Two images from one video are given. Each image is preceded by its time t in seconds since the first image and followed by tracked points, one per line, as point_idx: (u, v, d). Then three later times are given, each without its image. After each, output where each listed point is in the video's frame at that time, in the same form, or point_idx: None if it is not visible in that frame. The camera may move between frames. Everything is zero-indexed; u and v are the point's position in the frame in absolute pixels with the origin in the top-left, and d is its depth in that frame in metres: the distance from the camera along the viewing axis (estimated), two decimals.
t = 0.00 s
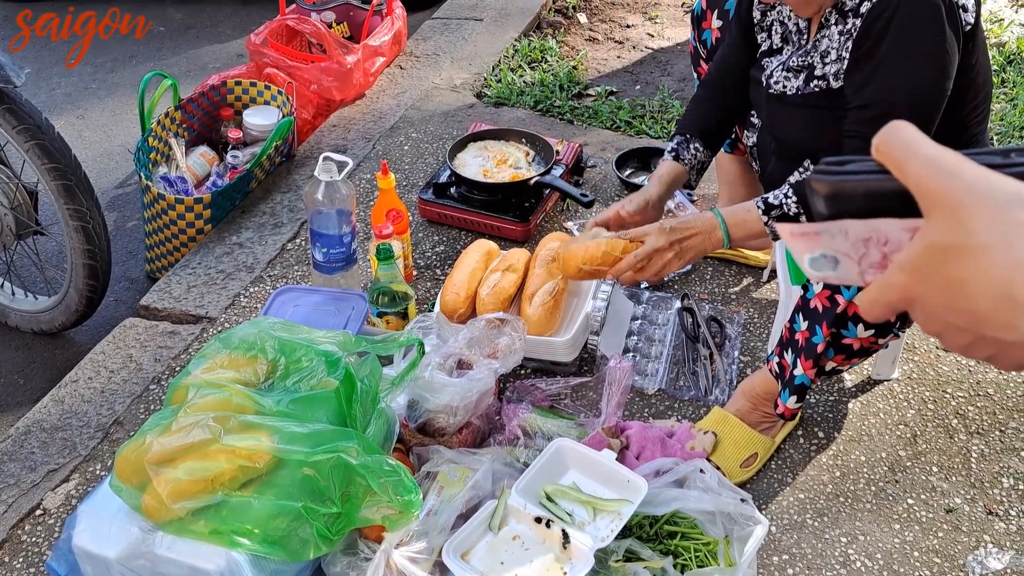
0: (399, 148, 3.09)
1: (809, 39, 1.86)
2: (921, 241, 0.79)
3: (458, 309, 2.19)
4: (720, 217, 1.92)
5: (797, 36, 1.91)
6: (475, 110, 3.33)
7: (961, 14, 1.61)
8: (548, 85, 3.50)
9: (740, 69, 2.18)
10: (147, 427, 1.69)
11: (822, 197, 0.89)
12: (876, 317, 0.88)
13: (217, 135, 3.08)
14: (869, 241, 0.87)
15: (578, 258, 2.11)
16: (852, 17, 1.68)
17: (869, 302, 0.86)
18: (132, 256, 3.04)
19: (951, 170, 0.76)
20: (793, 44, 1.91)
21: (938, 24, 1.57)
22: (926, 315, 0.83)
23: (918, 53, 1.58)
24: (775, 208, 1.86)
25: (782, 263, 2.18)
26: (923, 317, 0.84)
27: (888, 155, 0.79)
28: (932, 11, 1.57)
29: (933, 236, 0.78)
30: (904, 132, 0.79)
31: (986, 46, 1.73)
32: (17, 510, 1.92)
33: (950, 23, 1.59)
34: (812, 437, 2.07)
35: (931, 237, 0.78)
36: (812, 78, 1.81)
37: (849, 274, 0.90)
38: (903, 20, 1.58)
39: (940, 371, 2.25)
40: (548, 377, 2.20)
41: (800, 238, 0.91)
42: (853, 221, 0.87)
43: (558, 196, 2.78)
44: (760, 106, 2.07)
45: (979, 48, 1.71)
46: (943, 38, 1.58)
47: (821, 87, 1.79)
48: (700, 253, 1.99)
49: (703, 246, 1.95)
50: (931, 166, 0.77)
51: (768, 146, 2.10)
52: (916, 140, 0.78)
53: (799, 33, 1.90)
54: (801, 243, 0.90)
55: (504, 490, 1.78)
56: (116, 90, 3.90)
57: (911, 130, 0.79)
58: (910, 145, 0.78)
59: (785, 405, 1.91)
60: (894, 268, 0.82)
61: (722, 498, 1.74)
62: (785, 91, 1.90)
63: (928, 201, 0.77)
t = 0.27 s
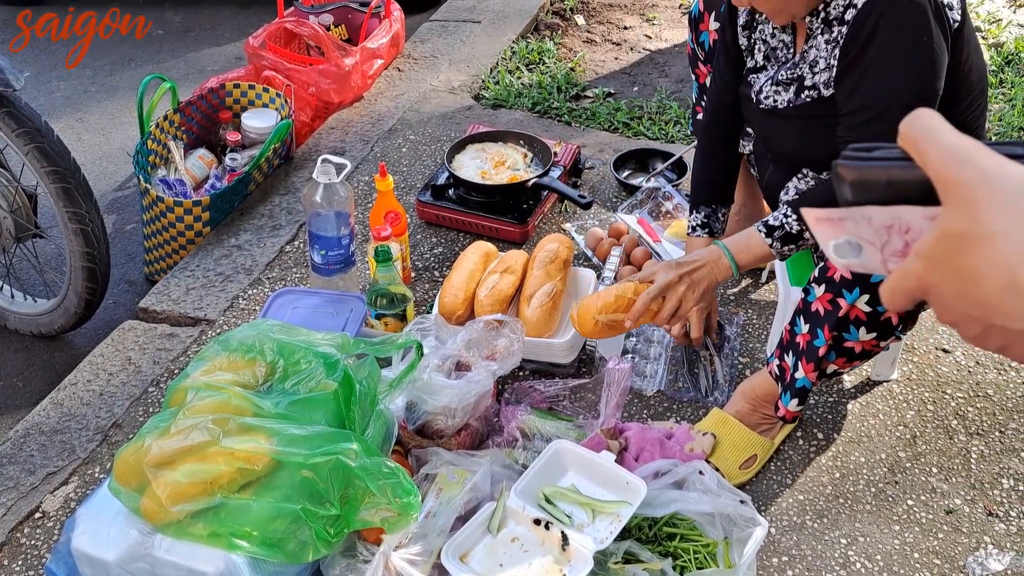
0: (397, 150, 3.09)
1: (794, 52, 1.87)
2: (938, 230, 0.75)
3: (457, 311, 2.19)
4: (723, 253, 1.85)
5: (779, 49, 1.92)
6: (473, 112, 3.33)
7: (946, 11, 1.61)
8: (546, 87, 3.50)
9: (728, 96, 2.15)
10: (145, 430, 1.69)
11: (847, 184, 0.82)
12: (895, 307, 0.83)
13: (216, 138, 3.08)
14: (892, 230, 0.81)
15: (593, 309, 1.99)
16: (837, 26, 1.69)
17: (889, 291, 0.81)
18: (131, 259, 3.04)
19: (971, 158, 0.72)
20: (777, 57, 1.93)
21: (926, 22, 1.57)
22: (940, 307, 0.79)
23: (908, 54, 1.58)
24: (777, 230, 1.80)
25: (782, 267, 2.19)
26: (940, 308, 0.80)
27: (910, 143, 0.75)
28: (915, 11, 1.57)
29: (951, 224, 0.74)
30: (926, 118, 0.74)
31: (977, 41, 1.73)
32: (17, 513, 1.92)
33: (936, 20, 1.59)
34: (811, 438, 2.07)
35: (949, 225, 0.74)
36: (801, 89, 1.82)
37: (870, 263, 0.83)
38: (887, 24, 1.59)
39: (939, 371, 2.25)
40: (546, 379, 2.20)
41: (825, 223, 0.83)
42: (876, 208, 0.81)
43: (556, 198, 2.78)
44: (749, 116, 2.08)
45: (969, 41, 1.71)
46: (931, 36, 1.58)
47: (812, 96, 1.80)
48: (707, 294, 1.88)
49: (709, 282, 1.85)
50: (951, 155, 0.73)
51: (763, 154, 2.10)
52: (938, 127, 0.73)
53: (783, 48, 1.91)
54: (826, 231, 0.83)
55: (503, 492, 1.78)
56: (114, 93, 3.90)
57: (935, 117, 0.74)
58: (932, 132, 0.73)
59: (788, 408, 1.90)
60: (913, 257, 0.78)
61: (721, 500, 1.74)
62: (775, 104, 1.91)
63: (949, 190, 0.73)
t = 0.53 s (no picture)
0: (397, 151, 3.09)
1: (792, 49, 1.87)
2: (945, 231, 0.76)
3: (456, 312, 2.19)
4: (715, 250, 1.85)
5: (777, 44, 1.93)
6: (472, 114, 3.34)
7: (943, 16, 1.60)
8: (545, 89, 3.50)
9: (727, 83, 2.21)
10: (145, 431, 1.69)
11: (853, 186, 0.83)
12: (904, 310, 0.84)
13: (216, 140, 3.08)
14: (901, 233, 0.82)
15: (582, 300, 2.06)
16: (833, 28, 1.70)
17: (898, 293, 0.82)
18: (130, 260, 3.04)
19: (978, 160, 0.74)
20: (776, 56, 1.93)
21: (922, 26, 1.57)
22: (949, 310, 0.79)
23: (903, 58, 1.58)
24: (770, 229, 1.81)
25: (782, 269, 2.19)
26: (950, 311, 0.80)
27: (916, 144, 0.77)
28: (911, 15, 1.57)
29: (958, 226, 0.75)
30: (934, 121, 0.76)
31: (973, 43, 1.73)
32: (16, 515, 1.92)
33: (932, 24, 1.58)
34: (811, 441, 2.06)
35: (956, 227, 0.75)
36: (798, 89, 1.82)
37: (880, 266, 0.84)
38: (883, 26, 1.59)
39: (939, 374, 2.25)
40: (545, 381, 2.20)
41: (833, 226, 0.84)
42: (884, 212, 0.82)
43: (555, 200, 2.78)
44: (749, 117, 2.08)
45: (965, 44, 1.71)
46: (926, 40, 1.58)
47: (808, 97, 1.81)
48: (695, 291, 1.87)
49: (696, 276, 1.85)
50: (957, 157, 0.74)
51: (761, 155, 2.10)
52: (946, 131, 0.75)
53: (780, 42, 1.91)
54: (834, 233, 0.84)
55: (503, 494, 1.78)
56: (114, 95, 3.91)
57: (941, 120, 0.76)
58: (939, 134, 0.75)
59: (790, 411, 1.90)
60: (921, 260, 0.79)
61: (721, 502, 1.73)
62: (774, 103, 1.91)
63: (955, 191, 0.75)
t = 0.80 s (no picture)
0: (397, 154, 3.09)
1: (798, 42, 1.87)
2: (937, 253, 0.76)
3: (456, 314, 2.19)
4: (703, 228, 1.85)
5: (784, 36, 1.93)
6: (472, 116, 3.34)
7: (943, 16, 1.59)
8: (545, 91, 3.50)
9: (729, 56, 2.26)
10: (145, 434, 1.69)
11: (837, 205, 0.86)
12: (893, 326, 0.85)
13: (216, 142, 3.08)
14: (886, 251, 0.82)
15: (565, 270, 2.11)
16: (835, 22, 1.69)
17: (888, 311, 0.83)
18: (131, 263, 3.04)
19: (964, 181, 0.74)
20: (779, 48, 1.93)
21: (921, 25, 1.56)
22: (942, 328, 0.80)
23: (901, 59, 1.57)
24: (761, 215, 1.80)
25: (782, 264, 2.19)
26: (942, 329, 0.81)
27: (901, 163, 0.78)
28: (911, 14, 1.56)
29: (951, 247, 0.75)
30: (918, 139, 0.77)
31: (975, 41, 1.72)
32: (17, 517, 1.92)
33: (931, 23, 1.57)
34: (812, 442, 2.06)
35: (949, 247, 0.75)
36: (799, 84, 1.83)
37: (865, 283, 0.83)
38: (881, 25, 1.58)
39: (940, 376, 2.24)
40: (546, 383, 2.20)
41: (817, 246, 0.81)
42: (869, 230, 0.82)
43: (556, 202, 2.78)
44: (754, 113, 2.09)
45: (967, 42, 1.70)
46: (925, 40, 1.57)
47: (807, 92, 1.81)
48: (679, 267, 1.88)
49: (681, 254, 1.85)
50: (945, 176, 0.74)
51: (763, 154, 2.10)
52: (931, 149, 0.76)
53: (786, 34, 1.92)
54: (819, 254, 0.81)
55: (504, 496, 1.78)
56: (115, 98, 3.91)
57: (926, 138, 0.77)
58: (924, 154, 0.76)
59: (781, 407, 1.91)
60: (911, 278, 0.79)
61: (722, 504, 1.74)
62: (778, 97, 1.90)
63: (945, 210, 0.75)
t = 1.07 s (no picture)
0: (398, 159, 3.10)
1: (791, 39, 1.84)
2: (948, 270, 0.87)
3: (457, 320, 2.19)
4: (670, 184, 1.91)
5: (777, 31, 1.88)
6: (473, 121, 3.34)
7: (919, 21, 1.60)
8: (546, 97, 3.51)
9: None
10: (145, 438, 1.68)
11: (850, 223, 1.01)
12: (905, 342, 0.95)
13: (217, 147, 3.08)
14: (897, 268, 0.95)
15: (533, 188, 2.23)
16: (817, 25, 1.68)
17: (898, 325, 0.94)
18: (131, 267, 3.04)
19: (970, 199, 0.86)
20: (773, 43, 1.91)
21: (892, 32, 1.58)
22: (950, 343, 0.91)
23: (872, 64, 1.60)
24: (729, 188, 1.86)
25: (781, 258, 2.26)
26: (951, 344, 0.91)
27: (912, 181, 0.91)
28: (884, 20, 1.58)
29: (960, 266, 0.86)
30: (930, 160, 0.90)
31: (959, 47, 1.72)
32: (16, 522, 1.91)
33: (905, 29, 1.59)
34: (813, 450, 2.06)
35: (958, 267, 0.86)
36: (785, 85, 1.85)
37: (877, 297, 0.98)
38: (852, 30, 1.60)
39: (941, 383, 2.24)
40: (546, 389, 2.19)
41: (829, 264, 0.99)
42: (880, 249, 0.95)
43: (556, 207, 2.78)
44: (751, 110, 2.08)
45: (951, 43, 1.70)
46: (897, 46, 1.59)
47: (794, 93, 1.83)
48: (636, 216, 1.95)
49: (643, 204, 1.92)
50: (952, 195, 0.87)
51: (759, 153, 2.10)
52: (942, 171, 0.89)
53: (781, 30, 1.86)
54: (832, 269, 0.99)
55: (504, 503, 1.77)
56: (116, 102, 3.91)
57: (936, 160, 0.90)
58: (934, 175, 0.89)
59: (769, 409, 1.92)
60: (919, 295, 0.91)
61: (722, 512, 1.74)
62: (772, 95, 1.92)
63: (952, 225, 0.87)
